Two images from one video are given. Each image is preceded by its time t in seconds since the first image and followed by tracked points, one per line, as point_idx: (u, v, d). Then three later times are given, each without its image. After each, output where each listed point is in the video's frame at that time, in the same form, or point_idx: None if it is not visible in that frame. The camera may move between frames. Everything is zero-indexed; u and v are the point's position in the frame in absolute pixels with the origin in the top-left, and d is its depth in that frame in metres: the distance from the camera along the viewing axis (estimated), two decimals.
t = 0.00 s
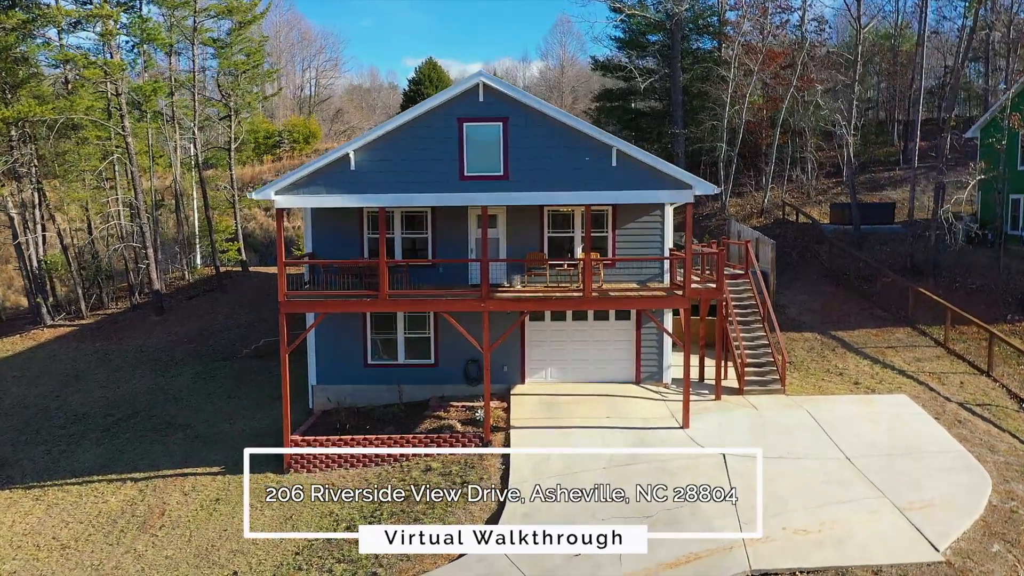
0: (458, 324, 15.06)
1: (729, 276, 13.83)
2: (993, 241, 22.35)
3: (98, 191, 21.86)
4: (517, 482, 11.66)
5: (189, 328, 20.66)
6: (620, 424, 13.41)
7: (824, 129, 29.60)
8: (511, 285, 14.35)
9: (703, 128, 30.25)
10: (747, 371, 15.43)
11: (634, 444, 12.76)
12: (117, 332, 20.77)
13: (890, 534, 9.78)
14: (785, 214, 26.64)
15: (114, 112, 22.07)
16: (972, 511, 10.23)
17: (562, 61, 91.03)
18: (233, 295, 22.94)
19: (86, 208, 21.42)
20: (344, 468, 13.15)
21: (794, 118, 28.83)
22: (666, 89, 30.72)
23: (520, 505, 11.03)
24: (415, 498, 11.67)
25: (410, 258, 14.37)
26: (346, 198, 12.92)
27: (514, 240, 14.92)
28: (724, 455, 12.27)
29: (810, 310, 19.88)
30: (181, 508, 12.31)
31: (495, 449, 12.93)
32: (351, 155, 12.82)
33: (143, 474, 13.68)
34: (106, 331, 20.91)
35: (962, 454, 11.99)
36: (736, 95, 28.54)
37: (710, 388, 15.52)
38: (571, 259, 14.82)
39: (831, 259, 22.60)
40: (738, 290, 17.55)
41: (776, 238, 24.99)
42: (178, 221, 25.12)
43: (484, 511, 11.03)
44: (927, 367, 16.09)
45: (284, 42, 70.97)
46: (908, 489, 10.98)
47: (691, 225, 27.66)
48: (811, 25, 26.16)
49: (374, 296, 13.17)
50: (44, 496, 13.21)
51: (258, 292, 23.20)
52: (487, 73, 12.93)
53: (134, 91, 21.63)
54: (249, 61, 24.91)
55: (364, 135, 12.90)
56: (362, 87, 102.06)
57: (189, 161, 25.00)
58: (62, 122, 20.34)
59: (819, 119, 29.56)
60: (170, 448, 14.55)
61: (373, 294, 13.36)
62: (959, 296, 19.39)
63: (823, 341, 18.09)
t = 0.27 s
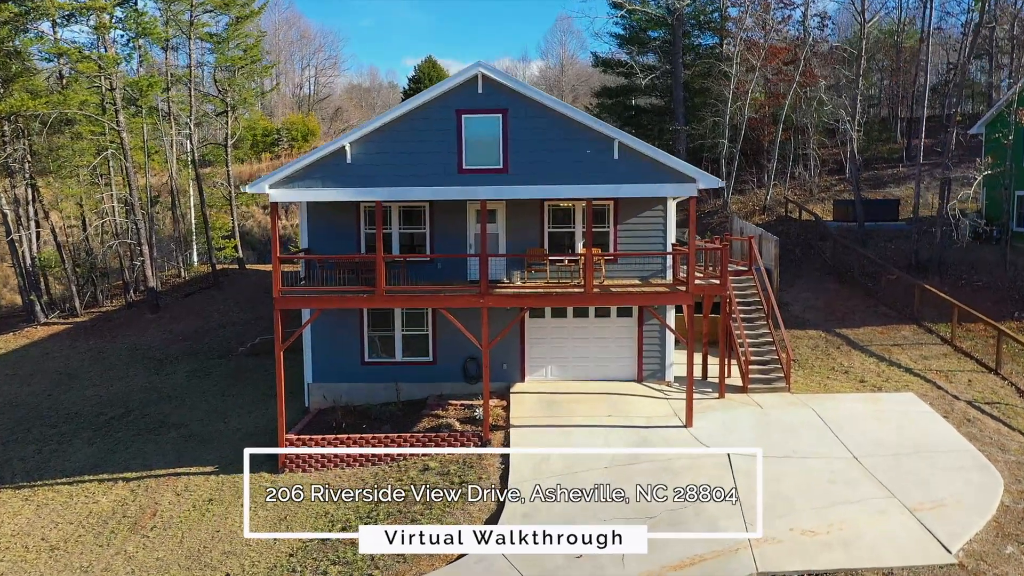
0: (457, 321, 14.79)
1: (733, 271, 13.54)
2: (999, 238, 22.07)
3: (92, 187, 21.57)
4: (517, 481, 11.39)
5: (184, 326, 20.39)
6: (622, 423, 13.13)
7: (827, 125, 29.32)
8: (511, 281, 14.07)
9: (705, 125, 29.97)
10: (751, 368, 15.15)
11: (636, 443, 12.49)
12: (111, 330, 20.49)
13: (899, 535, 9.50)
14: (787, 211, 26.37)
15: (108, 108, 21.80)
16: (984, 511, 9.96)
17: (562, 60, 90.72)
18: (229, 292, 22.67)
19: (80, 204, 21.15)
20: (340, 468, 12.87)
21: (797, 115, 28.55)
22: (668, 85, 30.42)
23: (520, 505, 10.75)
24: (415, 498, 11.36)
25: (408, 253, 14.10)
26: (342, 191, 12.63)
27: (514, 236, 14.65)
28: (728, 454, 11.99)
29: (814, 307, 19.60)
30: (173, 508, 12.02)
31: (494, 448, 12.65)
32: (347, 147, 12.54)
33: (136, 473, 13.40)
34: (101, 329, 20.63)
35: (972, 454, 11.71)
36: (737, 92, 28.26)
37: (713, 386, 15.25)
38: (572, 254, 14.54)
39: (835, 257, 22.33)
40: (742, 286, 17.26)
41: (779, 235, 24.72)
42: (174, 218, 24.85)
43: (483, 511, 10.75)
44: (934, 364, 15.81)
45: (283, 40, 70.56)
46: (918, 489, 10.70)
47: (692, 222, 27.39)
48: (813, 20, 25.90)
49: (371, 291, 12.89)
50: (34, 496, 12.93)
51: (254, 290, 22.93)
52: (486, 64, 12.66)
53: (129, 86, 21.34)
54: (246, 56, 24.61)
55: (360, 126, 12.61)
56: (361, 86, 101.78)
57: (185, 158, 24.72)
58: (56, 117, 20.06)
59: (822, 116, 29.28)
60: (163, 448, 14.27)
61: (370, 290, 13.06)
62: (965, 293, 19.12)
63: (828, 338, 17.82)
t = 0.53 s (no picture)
0: (456, 320, 14.56)
1: (736, 269, 13.29)
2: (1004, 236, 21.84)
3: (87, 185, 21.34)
4: (516, 482, 11.15)
5: (180, 325, 20.15)
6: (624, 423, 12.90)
7: (829, 123, 29.07)
8: (511, 279, 13.84)
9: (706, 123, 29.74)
10: (755, 368, 14.92)
11: (637, 443, 12.26)
12: (106, 329, 20.26)
13: (909, 538, 9.26)
14: (789, 210, 26.14)
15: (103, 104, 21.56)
16: (994, 514, 9.72)
17: (562, 59, 90.49)
18: (226, 291, 22.43)
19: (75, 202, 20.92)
20: (336, 468, 12.64)
21: (799, 113, 28.32)
22: (669, 83, 30.17)
23: (520, 505, 10.52)
24: (415, 498, 11.16)
25: (405, 250, 13.88)
26: (339, 187, 12.41)
27: (513, 233, 14.42)
28: (732, 455, 11.75)
29: (817, 306, 19.37)
30: (166, 510, 11.78)
31: (494, 449, 12.42)
32: (343, 142, 12.32)
33: (129, 475, 13.16)
34: (95, 328, 20.40)
35: (982, 455, 11.47)
36: (739, 89, 28.01)
37: (716, 385, 15.01)
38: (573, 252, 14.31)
39: (838, 255, 22.09)
40: (745, 285, 17.03)
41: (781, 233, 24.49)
42: (170, 216, 24.61)
43: (482, 513, 10.52)
44: (940, 364, 15.58)
45: (282, 39, 70.26)
46: (927, 490, 10.47)
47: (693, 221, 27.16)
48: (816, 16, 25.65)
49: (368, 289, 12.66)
50: (25, 497, 12.69)
51: (251, 289, 22.70)
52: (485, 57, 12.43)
53: (125, 83, 21.11)
54: (243, 53, 24.38)
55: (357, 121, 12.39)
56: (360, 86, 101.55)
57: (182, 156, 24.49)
58: (50, 113, 19.84)
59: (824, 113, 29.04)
60: (156, 448, 14.03)
61: (367, 288, 12.83)
62: (970, 292, 18.88)
63: (832, 338, 17.59)
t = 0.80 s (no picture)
0: (454, 319, 14.29)
1: (739, 267, 13.02)
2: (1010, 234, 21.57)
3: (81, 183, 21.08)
4: (516, 483, 10.89)
5: (176, 325, 19.89)
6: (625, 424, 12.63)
7: (831, 121, 28.80)
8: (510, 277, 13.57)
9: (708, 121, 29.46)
10: (759, 368, 14.65)
11: (639, 445, 11.99)
12: (100, 329, 19.98)
13: (920, 543, 9.00)
14: (792, 209, 25.86)
15: (97, 101, 21.29)
16: (1006, 518, 9.46)
17: (562, 58, 90.19)
18: (223, 291, 22.17)
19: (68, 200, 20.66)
20: (332, 470, 12.38)
21: (801, 110, 28.05)
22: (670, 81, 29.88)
23: (520, 506, 10.27)
24: (413, 500, 10.94)
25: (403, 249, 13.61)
26: (334, 183, 12.13)
27: (513, 230, 14.16)
28: (737, 456, 11.49)
29: (821, 306, 19.09)
30: (157, 514, 11.51)
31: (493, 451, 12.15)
32: (339, 138, 12.05)
33: (120, 477, 12.90)
34: (89, 328, 20.12)
35: (992, 457, 11.21)
36: (741, 87, 27.74)
37: (719, 386, 14.75)
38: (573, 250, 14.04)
39: (841, 254, 21.83)
40: (748, 283, 16.76)
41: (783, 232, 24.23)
42: (166, 215, 24.34)
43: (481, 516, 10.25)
44: (947, 364, 15.32)
45: (280, 38, 69.95)
46: (937, 494, 10.20)
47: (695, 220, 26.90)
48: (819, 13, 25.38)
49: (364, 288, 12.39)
50: (14, 500, 12.43)
51: (248, 288, 22.43)
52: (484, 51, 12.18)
53: (119, 79, 20.83)
54: (239, 49, 24.11)
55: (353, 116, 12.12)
56: (360, 85, 101.26)
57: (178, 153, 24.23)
58: (43, 110, 19.58)
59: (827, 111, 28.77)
60: (149, 450, 13.77)
61: (363, 286, 12.56)
62: (977, 291, 18.62)
63: (836, 337, 17.32)
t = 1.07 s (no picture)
0: (453, 319, 14.05)
1: (743, 266, 12.78)
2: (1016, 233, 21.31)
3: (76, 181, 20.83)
4: (515, 484, 10.67)
5: (171, 325, 19.64)
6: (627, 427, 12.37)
7: (834, 119, 28.54)
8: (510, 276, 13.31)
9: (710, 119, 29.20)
10: (763, 369, 14.38)
11: (642, 447, 11.74)
12: (95, 329, 19.72)
13: (930, 548, 8.75)
14: (795, 207, 25.61)
15: (92, 99, 21.04)
16: (1019, 523, 9.21)
17: (562, 57, 89.88)
18: (219, 290, 21.91)
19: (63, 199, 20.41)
20: (328, 473, 12.13)
21: (804, 108, 27.79)
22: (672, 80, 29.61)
23: (520, 505, 10.06)
24: (410, 503, 10.69)
25: (401, 247, 13.35)
26: (330, 181, 11.84)
27: (512, 229, 13.90)
28: (742, 458, 11.23)
29: (825, 306, 18.83)
30: (149, 518, 11.23)
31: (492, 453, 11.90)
32: (335, 134, 11.77)
33: (112, 480, 12.64)
34: (84, 328, 19.86)
35: (1003, 460, 10.95)
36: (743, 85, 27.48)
37: (722, 388, 14.48)
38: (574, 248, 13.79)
39: (845, 253, 21.58)
40: (752, 282, 16.51)
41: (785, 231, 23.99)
42: (163, 214, 24.10)
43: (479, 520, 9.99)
44: (954, 365, 15.06)
45: (280, 36, 69.68)
46: (947, 497, 9.95)
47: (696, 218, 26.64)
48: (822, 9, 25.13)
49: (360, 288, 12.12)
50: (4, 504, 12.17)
51: (245, 288, 22.16)
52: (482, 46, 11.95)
53: (114, 76, 20.58)
54: (236, 47, 23.86)
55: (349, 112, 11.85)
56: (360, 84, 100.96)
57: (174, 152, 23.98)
58: (37, 106, 19.34)
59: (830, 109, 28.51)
60: (142, 452, 13.51)
61: (359, 286, 12.29)
62: (983, 291, 18.35)
63: (840, 338, 17.06)
